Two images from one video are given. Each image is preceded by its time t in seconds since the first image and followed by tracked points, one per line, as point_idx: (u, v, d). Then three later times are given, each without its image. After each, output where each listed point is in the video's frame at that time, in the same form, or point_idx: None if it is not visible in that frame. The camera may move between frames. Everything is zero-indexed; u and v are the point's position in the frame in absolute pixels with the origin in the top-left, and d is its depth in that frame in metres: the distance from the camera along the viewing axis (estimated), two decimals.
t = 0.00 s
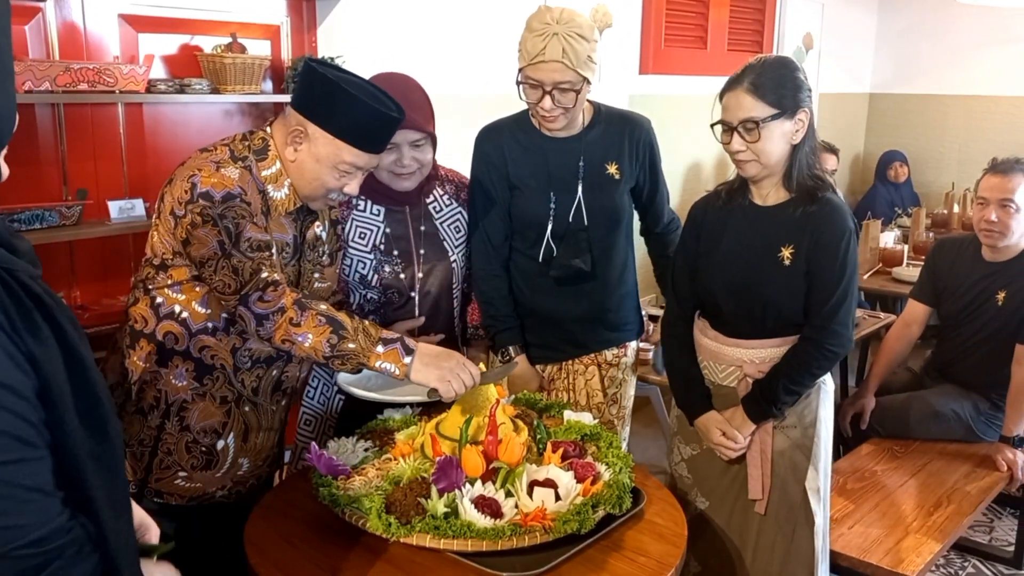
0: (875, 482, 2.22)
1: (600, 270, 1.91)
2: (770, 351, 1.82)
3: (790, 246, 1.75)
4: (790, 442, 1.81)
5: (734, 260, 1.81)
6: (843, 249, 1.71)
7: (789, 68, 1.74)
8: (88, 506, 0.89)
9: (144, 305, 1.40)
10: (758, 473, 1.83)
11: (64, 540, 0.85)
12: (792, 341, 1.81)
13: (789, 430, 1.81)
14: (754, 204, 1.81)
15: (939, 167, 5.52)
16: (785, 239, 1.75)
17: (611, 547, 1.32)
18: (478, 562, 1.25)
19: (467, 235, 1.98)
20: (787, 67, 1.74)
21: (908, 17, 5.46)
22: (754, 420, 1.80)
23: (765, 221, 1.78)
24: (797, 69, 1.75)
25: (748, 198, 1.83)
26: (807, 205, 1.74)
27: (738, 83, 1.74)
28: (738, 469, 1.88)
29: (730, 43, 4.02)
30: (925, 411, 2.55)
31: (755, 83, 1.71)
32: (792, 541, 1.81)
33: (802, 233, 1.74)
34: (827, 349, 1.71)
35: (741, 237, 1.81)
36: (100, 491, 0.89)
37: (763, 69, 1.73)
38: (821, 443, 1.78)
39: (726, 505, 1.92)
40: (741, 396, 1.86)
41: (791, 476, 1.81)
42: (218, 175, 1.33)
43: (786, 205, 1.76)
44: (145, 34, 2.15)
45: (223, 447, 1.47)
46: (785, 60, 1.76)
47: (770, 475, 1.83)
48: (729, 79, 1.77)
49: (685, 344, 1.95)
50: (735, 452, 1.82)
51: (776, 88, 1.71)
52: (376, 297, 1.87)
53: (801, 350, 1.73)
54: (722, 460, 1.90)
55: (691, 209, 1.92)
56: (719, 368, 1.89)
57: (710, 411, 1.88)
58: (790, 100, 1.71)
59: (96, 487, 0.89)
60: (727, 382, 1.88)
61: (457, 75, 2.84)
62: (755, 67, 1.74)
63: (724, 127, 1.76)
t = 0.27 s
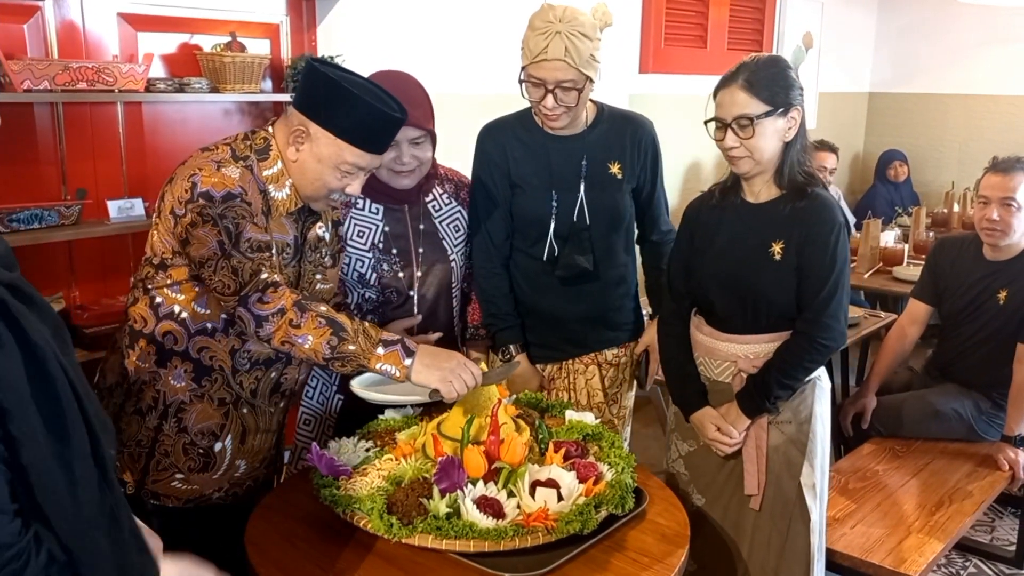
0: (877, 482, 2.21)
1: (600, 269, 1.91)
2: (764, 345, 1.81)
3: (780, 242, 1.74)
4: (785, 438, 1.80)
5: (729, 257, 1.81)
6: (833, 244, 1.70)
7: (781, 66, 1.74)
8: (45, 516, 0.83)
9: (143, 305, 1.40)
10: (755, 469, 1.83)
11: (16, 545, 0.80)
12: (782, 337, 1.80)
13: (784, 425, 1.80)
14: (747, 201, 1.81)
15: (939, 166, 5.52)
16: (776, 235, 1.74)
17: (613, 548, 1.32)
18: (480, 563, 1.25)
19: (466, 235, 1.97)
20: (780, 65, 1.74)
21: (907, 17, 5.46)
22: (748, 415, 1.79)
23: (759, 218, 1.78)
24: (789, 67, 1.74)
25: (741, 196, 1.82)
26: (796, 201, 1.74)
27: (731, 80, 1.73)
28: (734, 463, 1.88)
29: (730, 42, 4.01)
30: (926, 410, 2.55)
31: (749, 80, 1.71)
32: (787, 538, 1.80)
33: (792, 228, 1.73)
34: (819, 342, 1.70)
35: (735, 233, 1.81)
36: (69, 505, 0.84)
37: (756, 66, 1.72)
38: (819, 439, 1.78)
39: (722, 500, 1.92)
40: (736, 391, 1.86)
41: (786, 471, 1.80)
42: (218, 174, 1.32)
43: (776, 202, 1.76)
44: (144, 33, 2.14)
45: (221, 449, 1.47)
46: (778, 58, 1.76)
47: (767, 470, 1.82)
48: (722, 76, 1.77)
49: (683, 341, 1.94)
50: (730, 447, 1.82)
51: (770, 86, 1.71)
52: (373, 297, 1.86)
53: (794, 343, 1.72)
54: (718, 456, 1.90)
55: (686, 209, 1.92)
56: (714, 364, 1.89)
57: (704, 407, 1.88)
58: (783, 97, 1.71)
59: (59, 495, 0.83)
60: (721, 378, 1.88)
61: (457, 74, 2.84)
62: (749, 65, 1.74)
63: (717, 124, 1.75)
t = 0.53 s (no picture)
0: (878, 481, 2.21)
1: (600, 268, 1.90)
2: (761, 341, 1.81)
3: (775, 239, 1.74)
4: (783, 435, 1.79)
5: (726, 255, 1.81)
6: (828, 240, 1.69)
7: (771, 65, 1.74)
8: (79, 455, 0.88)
9: (143, 305, 1.39)
10: (753, 465, 1.82)
11: (74, 492, 0.84)
12: (777, 335, 1.80)
13: (783, 421, 1.79)
14: (745, 200, 1.80)
15: (939, 166, 5.52)
16: (770, 232, 1.74)
17: (616, 548, 1.31)
18: (482, 564, 1.24)
19: (465, 234, 1.97)
20: (769, 65, 1.73)
21: (907, 16, 5.45)
22: (747, 411, 1.79)
23: (755, 216, 1.78)
24: (779, 66, 1.74)
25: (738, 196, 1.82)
26: (790, 198, 1.73)
27: (722, 83, 1.72)
28: (732, 460, 1.88)
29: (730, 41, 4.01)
30: (927, 410, 2.55)
31: (740, 82, 1.71)
32: (784, 536, 1.80)
33: (787, 225, 1.73)
34: (814, 337, 1.70)
35: (732, 231, 1.81)
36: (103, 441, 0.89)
37: (747, 68, 1.72)
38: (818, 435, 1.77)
39: (719, 498, 1.92)
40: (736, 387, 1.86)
41: (784, 468, 1.79)
42: (220, 174, 1.32)
43: (771, 200, 1.76)
44: (143, 32, 2.13)
45: (221, 450, 1.46)
46: (767, 58, 1.75)
47: (764, 468, 1.82)
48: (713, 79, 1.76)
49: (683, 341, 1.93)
50: (730, 443, 1.82)
51: (762, 86, 1.70)
52: (373, 296, 1.86)
53: (790, 338, 1.72)
54: (717, 452, 1.89)
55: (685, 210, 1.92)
56: (715, 361, 1.89)
57: (704, 404, 1.88)
58: (775, 96, 1.71)
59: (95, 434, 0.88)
60: (721, 374, 1.88)
61: (457, 73, 2.83)
62: (739, 66, 1.73)
63: (712, 127, 1.74)
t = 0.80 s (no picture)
0: (876, 481, 2.21)
1: (597, 267, 1.89)
2: (763, 341, 1.81)
3: (779, 237, 1.73)
4: (785, 436, 1.79)
5: (729, 254, 1.80)
6: (831, 238, 1.68)
7: (777, 64, 1.73)
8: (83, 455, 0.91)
9: (137, 305, 1.38)
10: (753, 466, 1.82)
11: (78, 489, 0.87)
12: (780, 335, 1.80)
13: (785, 423, 1.79)
14: (751, 198, 1.80)
15: (936, 166, 5.52)
16: (775, 230, 1.74)
17: (615, 548, 1.30)
18: (481, 565, 1.23)
19: (461, 233, 1.96)
20: (776, 63, 1.73)
21: (904, 15, 5.46)
22: (749, 412, 1.78)
23: (759, 214, 1.77)
24: (786, 65, 1.74)
25: (743, 195, 1.82)
26: (794, 196, 1.73)
27: (729, 80, 1.72)
28: (733, 461, 1.87)
29: (728, 41, 4.01)
30: (927, 410, 2.59)
31: (747, 79, 1.70)
32: (784, 536, 1.80)
33: (791, 223, 1.72)
34: (816, 335, 1.68)
35: (735, 230, 1.81)
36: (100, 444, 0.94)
37: (753, 66, 1.72)
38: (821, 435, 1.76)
39: (720, 499, 1.92)
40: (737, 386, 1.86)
41: (785, 469, 1.79)
42: (215, 172, 1.31)
43: (776, 197, 1.75)
44: (139, 30, 2.12)
45: (216, 451, 1.46)
46: (774, 56, 1.75)
47: (766, 468, 1.81)
48: (720, 77, 1.76)
49: (682, 340, 1.92)
50: (729, 443, 1.82)
51: (768, 84, 1.70)
52: (369, 296, 1.85)
53: (792, 339, 1.71)
54: (718, 452, 1.89)
55: (690, 211, 1.94)
56: (716, 360, 1.89)
57: (704, 403, 1.88)
58: (781, 95, 1.70)
59: (93, 425, 0.94)
60: (723, 374, 1.89)
61: (454, 72, 2.82)
62: (746, 64, 1.73)
63: (718, 124, 1.74)
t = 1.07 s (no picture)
0: (869, 482, 2.22)
1: (590, 269, 1.89)
2: (771, 345, 1.80)
3: (786, 239, 1.73)
4: (793, 438, 1.79)
5: (732, 256, 1.81)
6: (838, 242, 1.69)
7: (783, 64, 1.73)
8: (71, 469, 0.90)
9: (128, 308, 1.38)
10: (762, 469, 1.82)
11: (63, 502, 0.86)
12: (788, 338, 1.80)
13: (792, 425, 1.79)
14: (752, 200, 1.81)
15: (927, 166, 5.54)
16: (782, 232, 1.74)
17: (608, 550, 1.30)
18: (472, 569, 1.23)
19: (453, 235, 1.95)
20: (783, 63, 1.73)
21: (895, 16, 5.47)
22: (758, 416, 1.79)
23: (762, 216, 1.78)
24: (792, 65, 1.73)
25: (745, 195, 1.82)
26: (800, 198, 1.73)
27: (734, 79, 1.72)
28: (740, 464, 1.87)
29: (721, 41, 4.01)
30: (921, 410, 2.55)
31: (752, 79, 1.70)
32: (793, 539, 1.79)
33: (798, 225, 1.73)
34: (824, 339, 1.70)
35: (738, 232, 1.81)
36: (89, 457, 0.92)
37: (758, 65, 1.72)
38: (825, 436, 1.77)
39: (728, 502, 1.91)
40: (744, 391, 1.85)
41: (793, 471, 1.79)
42: (206, 174, 1.30)
43: (780, 200, 1.76)
44: (129, 31, 2.11)
45: (207, 455, 1.45)
46: (779, 56, 1.75)
47: (774, 471, 1.81)
48: (725, 75, 1.76)
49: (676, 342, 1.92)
50: (737, 447, 1.82)
51: (774, 84, 1.70)
52: (361, 298, 1.84)
53: (802, 342, 1.72)
54: (724, 455, 1.89)
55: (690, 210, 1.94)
56: (722, 364, 1.88)
57: (713, 409, 1.87)
58: (786, 95, 1.70)
59: (79, 438, 0.93)
60: (729, 377, 1.88)
61: (447, 72, 2.81)
62: (751, 64, 1.73)
63: (722, 124, 1.74)
